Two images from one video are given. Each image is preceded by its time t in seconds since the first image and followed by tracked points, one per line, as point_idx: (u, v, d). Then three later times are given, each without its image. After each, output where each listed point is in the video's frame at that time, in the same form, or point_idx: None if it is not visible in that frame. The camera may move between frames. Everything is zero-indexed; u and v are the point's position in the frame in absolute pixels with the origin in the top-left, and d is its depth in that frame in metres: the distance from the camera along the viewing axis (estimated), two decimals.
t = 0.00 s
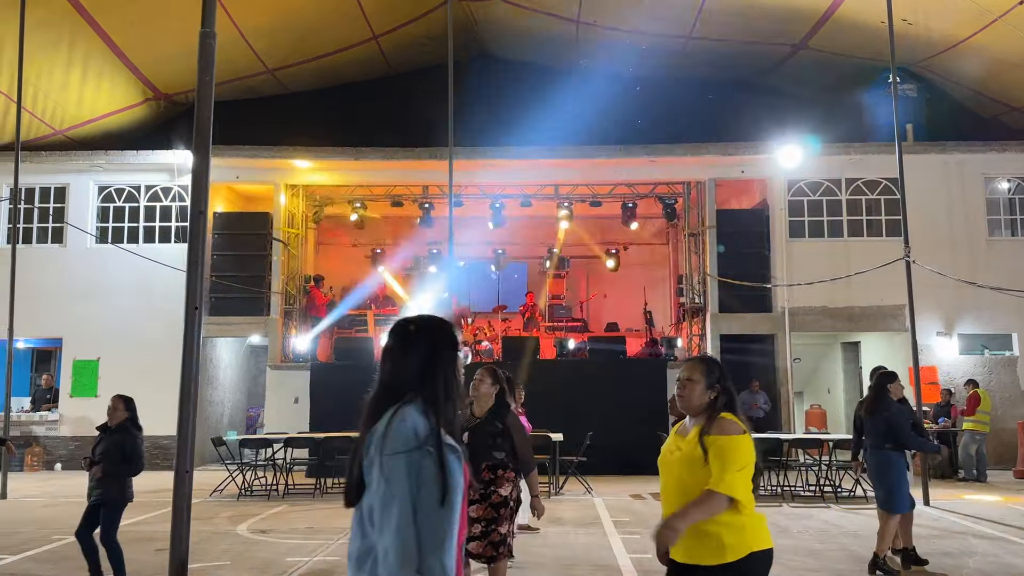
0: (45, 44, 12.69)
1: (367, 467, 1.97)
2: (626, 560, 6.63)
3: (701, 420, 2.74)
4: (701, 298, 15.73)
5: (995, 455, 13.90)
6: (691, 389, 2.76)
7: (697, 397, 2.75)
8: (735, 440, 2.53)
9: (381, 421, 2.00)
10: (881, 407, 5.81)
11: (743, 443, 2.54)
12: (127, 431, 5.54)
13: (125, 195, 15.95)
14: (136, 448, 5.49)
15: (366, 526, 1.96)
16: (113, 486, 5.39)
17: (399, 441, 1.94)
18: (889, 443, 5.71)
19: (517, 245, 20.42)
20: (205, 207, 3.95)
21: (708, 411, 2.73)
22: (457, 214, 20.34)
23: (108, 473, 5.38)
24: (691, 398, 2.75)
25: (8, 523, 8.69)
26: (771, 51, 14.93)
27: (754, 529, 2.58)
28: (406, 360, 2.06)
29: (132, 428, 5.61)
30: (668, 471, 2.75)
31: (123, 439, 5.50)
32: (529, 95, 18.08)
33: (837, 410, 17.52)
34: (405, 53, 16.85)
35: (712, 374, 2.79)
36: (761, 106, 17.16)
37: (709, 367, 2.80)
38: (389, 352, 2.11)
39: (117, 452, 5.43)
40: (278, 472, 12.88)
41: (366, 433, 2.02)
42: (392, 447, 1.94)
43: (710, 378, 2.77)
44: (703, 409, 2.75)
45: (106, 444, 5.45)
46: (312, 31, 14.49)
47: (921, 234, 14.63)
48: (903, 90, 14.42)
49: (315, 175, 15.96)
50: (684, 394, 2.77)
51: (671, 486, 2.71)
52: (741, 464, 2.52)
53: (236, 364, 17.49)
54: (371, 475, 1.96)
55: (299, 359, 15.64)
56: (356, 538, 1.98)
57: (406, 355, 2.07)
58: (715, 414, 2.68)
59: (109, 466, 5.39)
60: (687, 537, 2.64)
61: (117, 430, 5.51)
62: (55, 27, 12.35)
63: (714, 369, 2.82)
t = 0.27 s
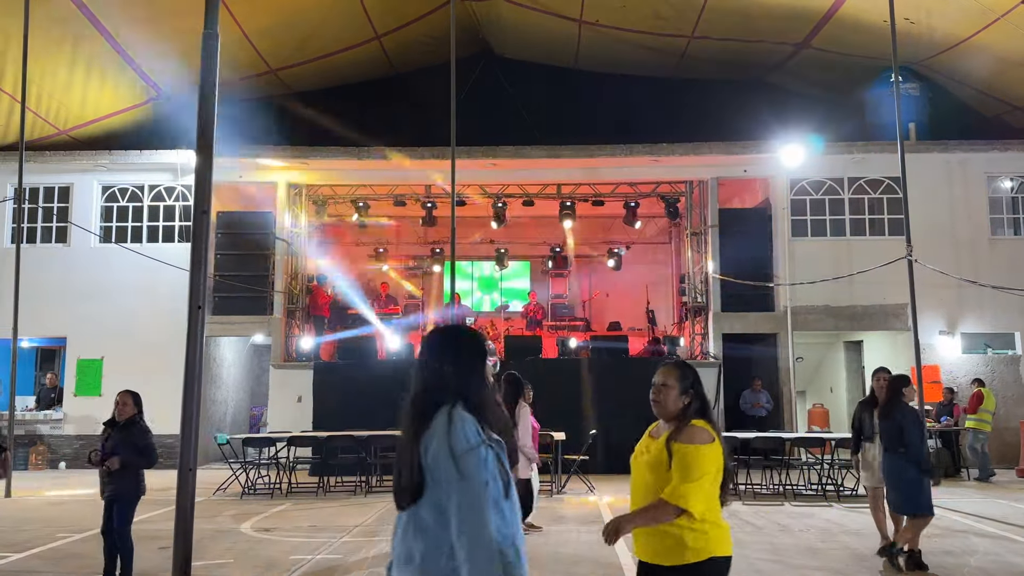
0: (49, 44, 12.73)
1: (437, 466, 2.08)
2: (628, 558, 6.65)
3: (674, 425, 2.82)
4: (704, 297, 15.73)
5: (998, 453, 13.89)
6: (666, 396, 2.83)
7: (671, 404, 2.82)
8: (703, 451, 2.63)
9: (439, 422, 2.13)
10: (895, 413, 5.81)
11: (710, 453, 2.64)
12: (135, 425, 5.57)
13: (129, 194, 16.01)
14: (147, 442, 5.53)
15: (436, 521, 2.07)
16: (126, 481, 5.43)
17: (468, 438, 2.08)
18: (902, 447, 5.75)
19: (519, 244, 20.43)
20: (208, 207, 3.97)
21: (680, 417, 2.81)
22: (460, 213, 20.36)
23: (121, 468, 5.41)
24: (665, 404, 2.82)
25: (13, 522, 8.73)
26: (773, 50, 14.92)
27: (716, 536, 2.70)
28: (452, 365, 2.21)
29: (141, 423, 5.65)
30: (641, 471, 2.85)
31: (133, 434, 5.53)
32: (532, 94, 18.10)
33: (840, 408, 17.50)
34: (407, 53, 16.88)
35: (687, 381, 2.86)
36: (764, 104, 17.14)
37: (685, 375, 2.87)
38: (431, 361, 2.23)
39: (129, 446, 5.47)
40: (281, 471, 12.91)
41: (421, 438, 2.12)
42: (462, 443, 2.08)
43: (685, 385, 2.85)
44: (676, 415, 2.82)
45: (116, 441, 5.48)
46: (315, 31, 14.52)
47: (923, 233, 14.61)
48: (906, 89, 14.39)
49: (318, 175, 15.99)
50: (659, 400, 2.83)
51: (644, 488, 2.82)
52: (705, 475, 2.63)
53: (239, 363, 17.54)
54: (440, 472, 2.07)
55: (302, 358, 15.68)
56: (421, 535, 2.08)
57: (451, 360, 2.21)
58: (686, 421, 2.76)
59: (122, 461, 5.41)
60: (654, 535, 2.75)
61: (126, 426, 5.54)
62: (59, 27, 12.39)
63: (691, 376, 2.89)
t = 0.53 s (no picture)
0: (52, 45, 12.74)
1: (489, 454, 1.87)
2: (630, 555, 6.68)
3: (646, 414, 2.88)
4: (706, 296, 15.72)
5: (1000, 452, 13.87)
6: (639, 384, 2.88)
7: (644, 393, 2.87)
8: (679, 441, 2.68)
9: (480, 406, 1.92)
10: (907, 405, 5.83)
11: (685, 442, 2.69)
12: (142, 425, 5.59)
13: (132, 193, 16.03)
14: (153, 443, 5.55)
15: (490, 516, 1.87)
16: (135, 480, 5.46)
17: (518, 421, 1.90)
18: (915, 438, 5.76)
19: (521, 243, 20.43)
20: (208, 206, 3.98)
21: (652, 407, 2.86)
22: (462, 211, 20.37)
23: (129, 467, 5.44)
24: (638, 393, 2.87)
25: (16, 520, 8.76)
26: (775, 49, 14.91)
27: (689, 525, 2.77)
28: (483, 348, 2.01)
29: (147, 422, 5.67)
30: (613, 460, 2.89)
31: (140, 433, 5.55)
32: (534, 93, 18.09)
33: (842, 407, 17.49)
34: (409, 52, 16.90)
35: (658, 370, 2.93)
36: (765, 103, 17.12)
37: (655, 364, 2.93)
38: (456, 347, 2.01)
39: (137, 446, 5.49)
40: (283, 469, 12.93)
41: (466, 422, 1.90)
42: (514, 426, 1.89)
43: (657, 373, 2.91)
44: (648, 405, 2.87)
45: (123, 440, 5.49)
46: (317, 31, 14.53)
47: (925, 232, 14.60)
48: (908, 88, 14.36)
49: (321, 173, 16.01)
50: (632, 388, 2.88)
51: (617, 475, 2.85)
52: (682, 464, 2.67)
53: (242, 361, 17.57)
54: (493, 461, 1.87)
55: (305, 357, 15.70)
56: (475, 532, 1.87)
57: (479, 343, 2.01)
58: (661, 410, 2.81)
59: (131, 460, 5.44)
60: (630, 526, 2.79)
61: (133, 425, 5.56)
62: (63, 28, 12.43)
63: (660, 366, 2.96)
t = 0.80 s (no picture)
0: (55, 42, 12.78)
1: (557, 446, 1.99)
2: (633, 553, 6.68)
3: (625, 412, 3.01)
4: (709, 294, 15.70)
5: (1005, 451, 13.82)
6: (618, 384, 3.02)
7: (623, 393, 3.01)
8: (656, 438, 2.79)
9: (535, 401, 2.01)
10: (927, 404, 5.81)
11: (662, 440, 2.80)
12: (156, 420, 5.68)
13: (136, 192, 16.06)
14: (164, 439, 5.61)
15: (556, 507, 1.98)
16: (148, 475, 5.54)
17: (574, 415, 2.05)
18: (938, 438, 5.75)
19: (524, 242, 20.43)
20: (213, 203, 3.98)
21: (630, 405, 2.99)
22: (465, 210, 20.37)
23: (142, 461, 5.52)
24: (616, 392, 3.01)
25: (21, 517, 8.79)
26: (778, 47, 14.88)
27: (663, 523, 2.87)
28: (527, 346, 2.09)
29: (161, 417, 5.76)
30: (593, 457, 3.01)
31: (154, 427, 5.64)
32: (537, 92, 18.08)
33: (846, 406, 17.45)
34: (412, 51, 16.91)
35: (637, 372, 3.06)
36: (769, 101, 17.09)
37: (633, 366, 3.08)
38: (505, 343, 2.06)
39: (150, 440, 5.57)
40: (287, 467, 12.94)
41: (521, 422, 1.97)
42: (571, 417, 2.03)
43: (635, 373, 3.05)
44: (626, 404, 3.01)
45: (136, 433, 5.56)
46: (320, 30, 14.54)
47: (929, 230, 14.56)
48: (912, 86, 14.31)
49: (324, 172, 16.02)
50: (611, 388, 3.02)
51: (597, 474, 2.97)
52: (660, 459, 2.78)
53: (245, 360, 17.60)
54: (561, 453, 1.99)
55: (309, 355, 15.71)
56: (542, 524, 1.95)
57: (523, 341, 2.09)
58: (638, 408, 2.94)
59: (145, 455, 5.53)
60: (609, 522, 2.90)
61: (146, 421, 5.62)
62: (66, 26, 12.46)
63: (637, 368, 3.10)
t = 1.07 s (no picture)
0: (60, 41, 12.81)
1: (593, 452, 2.06)
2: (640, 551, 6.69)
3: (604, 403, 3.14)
4: (713, 292, 15.68)
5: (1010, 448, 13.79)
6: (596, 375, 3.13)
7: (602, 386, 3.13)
8: (629, 432, 2.78)
9: (575, 404, 2.09)
10: (946, 403, 5.83)
11: (636, 433, 2.79)
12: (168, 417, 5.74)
13: (140, 190, 16.10)
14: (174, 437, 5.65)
15: (588, 510, 2.04)
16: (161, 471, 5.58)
17: (608, 422, 2.13)
18: (958, 433, 5.79)
19: (528, 240, 20.44)
20: (219, 199, 3.98)
21: (608, 395, 3.13)
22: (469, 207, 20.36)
23: (154, 457, 5.56)
24: (595, 383, 3.13)
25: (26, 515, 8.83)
26: (783, 44, 14.85)
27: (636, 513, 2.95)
28: (567, 351, 2.15)
29: (174, 415, 5.83)
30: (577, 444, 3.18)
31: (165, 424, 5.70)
32: (541, 90, 18.07)
33: (850, 403, 17.43)
34: (416, 49, 16.91)
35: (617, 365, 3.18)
36: (773, 99, 17.05)
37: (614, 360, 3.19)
38: (547, 347, 2.09)
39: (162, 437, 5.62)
40: (291, 465, 12.97)
41: (562, 423, 2.05)
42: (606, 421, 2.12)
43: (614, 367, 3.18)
44: (604, 394, 3.14)
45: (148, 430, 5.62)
46: (323, 28, 14.54)
47: (934, 227, 14.52)
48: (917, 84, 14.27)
49: (328, 170, 16.04)
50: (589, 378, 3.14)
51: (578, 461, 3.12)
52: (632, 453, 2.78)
53: (250, 357, 17.65)
54: (597, 458, 2.07)
55: (313, 352, 15.74)
56: (575, 526, 2.00)
57: (563, 345, 2.14)
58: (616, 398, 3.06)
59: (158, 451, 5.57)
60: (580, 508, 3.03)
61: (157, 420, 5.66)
62: (70, 25, 12.48)
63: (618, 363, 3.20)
